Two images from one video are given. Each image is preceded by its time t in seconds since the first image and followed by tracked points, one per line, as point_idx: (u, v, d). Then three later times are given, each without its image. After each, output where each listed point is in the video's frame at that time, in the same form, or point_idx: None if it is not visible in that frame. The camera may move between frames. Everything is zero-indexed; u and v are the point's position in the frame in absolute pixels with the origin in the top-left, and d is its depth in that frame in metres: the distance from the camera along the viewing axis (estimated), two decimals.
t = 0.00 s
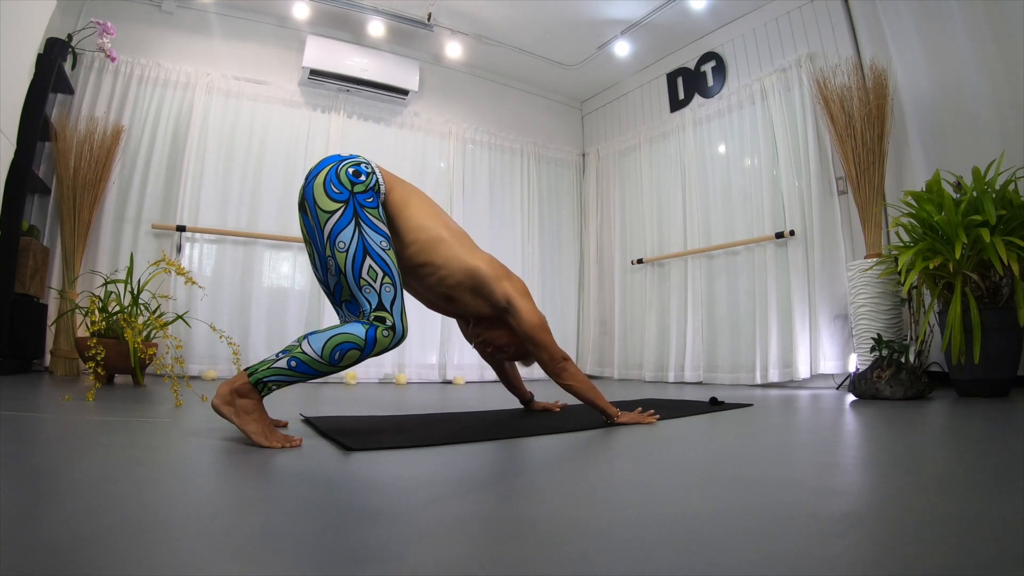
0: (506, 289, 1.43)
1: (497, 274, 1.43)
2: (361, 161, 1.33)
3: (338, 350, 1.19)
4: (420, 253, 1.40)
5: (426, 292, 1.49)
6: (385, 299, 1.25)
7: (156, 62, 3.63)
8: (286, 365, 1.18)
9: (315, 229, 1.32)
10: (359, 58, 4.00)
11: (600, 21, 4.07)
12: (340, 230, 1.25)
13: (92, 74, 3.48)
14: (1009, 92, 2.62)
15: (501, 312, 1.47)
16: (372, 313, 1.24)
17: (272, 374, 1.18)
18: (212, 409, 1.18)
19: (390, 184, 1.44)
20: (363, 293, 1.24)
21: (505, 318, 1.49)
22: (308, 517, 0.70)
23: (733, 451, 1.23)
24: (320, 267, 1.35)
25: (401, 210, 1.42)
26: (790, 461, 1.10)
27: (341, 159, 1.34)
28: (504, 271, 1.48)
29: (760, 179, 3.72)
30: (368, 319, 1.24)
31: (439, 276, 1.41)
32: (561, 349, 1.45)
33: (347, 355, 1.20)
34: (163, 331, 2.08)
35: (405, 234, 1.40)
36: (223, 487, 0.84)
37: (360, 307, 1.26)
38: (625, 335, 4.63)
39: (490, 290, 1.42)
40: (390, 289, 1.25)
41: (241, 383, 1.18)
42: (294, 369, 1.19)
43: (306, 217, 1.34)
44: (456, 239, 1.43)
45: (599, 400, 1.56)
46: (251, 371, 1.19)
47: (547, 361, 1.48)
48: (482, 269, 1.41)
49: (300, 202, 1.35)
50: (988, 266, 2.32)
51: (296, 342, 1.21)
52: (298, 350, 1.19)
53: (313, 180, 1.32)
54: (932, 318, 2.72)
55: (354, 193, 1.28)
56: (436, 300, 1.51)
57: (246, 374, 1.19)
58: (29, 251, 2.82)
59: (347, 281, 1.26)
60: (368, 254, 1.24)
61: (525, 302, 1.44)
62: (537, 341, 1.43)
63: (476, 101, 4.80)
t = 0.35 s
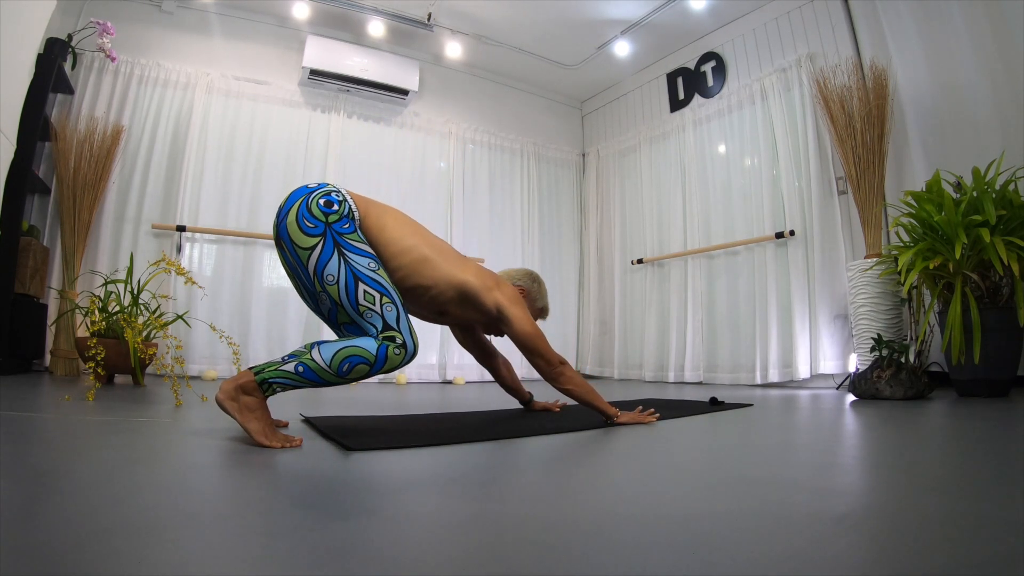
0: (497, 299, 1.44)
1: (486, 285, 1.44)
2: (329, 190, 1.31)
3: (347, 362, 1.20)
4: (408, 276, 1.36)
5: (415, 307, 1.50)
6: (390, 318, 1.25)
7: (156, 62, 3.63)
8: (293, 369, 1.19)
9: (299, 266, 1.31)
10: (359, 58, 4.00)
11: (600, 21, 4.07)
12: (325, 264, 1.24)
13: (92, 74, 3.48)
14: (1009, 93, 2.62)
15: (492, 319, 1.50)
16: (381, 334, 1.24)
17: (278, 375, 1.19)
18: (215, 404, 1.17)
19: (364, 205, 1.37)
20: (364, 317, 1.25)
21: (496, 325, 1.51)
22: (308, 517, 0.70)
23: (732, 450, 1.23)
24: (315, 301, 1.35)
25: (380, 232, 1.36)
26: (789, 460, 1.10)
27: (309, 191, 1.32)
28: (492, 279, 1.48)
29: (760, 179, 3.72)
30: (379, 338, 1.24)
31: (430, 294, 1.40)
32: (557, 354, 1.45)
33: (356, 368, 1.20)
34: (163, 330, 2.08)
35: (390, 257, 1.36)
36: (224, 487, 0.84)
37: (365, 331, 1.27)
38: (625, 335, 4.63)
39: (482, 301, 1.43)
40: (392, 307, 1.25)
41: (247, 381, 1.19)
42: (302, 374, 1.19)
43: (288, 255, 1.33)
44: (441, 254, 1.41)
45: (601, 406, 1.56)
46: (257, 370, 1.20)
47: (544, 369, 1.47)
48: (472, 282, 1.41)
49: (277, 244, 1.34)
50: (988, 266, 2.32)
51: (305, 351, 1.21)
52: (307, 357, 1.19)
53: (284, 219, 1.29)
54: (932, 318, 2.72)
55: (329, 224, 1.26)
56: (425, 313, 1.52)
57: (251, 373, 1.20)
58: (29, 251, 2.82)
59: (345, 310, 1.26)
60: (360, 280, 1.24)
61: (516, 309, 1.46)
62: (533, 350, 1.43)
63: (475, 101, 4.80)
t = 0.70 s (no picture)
0: (497, 299, 1.44)
1: (485, 286, 1.43)
2: (315, 212, 1.31)
3: (352, 371, 1.19)
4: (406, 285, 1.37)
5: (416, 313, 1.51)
6: (392, 331, 1.25)
7: (156, 62, 3.63)
8: (298, 373, 1.19)
9: (294, 291, 1.31)
10: (359, 58, 4.00)
11: (600, 21, 4.07)
12: (320, 286, 1.24)
13: (92, 74, 3.48)
14: (1009, 93, 2.62)
15: (494, 320, 1.50)
16: (385, 347, 1.24)
17: (281, 377, 1.19)
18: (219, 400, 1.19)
19: (352, 223, 1.38)
20: (367, 333, 1.24)
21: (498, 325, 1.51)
22: (308, 518, 0.70)
23: (732, 450, 1.23)
24: (316, 325, 1.35)
25: (372, 245, 1.36)
26: (789, 461, 1.10)
27: (295, 215, 1.32)
28: (490, 280, 1.48)
29: (760, 179, 3.72)
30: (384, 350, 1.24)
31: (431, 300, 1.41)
32: (558, 354, 1.44)
33: (361, 378, 1.20)
34: (163, 330, 2.08)
35: (386, 270, 1.37)
36: (224, 488, 0.84)
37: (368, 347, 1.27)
38: (625, 335, 4.63)
39: (482, 303, 1.42)
40: (393, 321, 1.25)
41: (251, 379, 1.19)
42: (306, 380, 1.19)
43: (282, 281, 1.33)
44: (435, 261, 1.41)
45: (601, 406, 1.55)
46: (262, 370, 1.21)
47: (545, 369, 1.46)
48: (470, 283, 1.41)
49: (270, 272, 1.34)
50: (988, 266, 2.32)
51: (308, 357, 1.22)
52: (312, 363, 1.20)
53: (274, 245, 1.30)
54: (932, 317, 2.72)
55: (319, 247, 1.26)
56: (427, 318, 1.53)
57: (256, 372, 1.21)
58: (29, 251, 2.82)
59: (347, 329, 1.26)
60: (356, 297, 1.24)
61: (516, 308, 1.46)
62: (535, 350, 1.42)
63: (475, 101, 4.80)
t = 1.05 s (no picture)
0: (492, 309, 1.42)
1: (479, 295, 1.42)
2: (306, 222, 1.32)
3: (354, 372, 1.19)
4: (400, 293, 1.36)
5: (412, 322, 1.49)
6: (392, 335, 1.24)
7: (156, 62, 3.63)
8: (299, 374, 1.19)
9: (293, 303, 1.32)
10: (359, 58, 4.00)
11: (600, 21, 4.06)
12: (316, 295, 1.24)
13: (92, 75, 3.48)
14: (1009, 92, 2.62)
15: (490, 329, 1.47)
16: (388, 351, 1.24)
17: (282, 377, 1.19)
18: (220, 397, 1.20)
19: (347, 232, 1.38)
20: (368, 338, 1.24)
21: (495, 335, 1.48)
22: (307, 517, 0.70)
23: (732, 450, 1.23)
24: (318, 336, 1.36)
25: (367, 252, 1.37)
26: (789, 461, 1.10)
27: (287, 227, 1.33)
28: (486, 289, 1.46)
29: (760, 179, 3.72)
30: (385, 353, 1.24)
31: (425, 308, 1.40)
32: (554, 360, 1.42)
33: (362, 380, 1.20)
34: (163, 330, 2.08)
35: (379, 277, 1.37)
36: (224, 488, 0.84)
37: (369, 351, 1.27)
38: (625, 335, 4.63)
39: (477, 312, 1.40)
40: (392, 325, 1.25)
41: (253, 379, 1.20)
42: (307, 381, 1.19)
43: (280, 294, 1.34)
44: (430, 269, 1.41)
45: (603, 408, 1.56)
46: (264, 369, 1.21)
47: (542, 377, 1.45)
48: (464, 292, 1.39)
49: (268, 286, 1.35)
50: (988, 267, 2.32)
51: (310, 357, 1.23)
52: (313, 364, 1.19)
53: (268, 259, 1.31)
54: (932, 318, 2.71)
55: (312, 257, 1.26)
56: (423, 326, 1.52)
57: (258, 371, 1.21)
58: (29, 251, 2.82)
59: (347, 335, 1.26)
60: (353, 304, 1.24)
61: (511, 317, 1.43)
62: (532, 357, 1.40)
63: (475, 101, 4.80)
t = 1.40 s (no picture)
0: (481, 326, 1.38)
1: (467, 313, 1.39)
2: (284, 250, 1.30)
3: (353, 376, 1.20)
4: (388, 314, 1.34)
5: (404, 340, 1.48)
6: (386, 343, 1.25)
7: (156, 62, 3.63)
8: (299, 377, 1.20)
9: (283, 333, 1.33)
10: (359, 58, 4.00)
11: (600, 21, 4.07)
12: (305, 320, 1.25)
13: (92, 75, 3.48)
14: (1009, 92, 2.62)
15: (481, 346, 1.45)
16: (387, 357, 1.24)
17: (282, 378, 1.19)
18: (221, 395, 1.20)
19: (327, 256, 1.36)
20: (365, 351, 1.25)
21: (487, 352, 1.46)
22: (307, 518, 0.70)
23: (732, 450, 1.23)
24: (315, 359, 1.38)
25: (350, 276, 1.35)
26: (789, 461, 1.10)
27: (264, 257, 1.31)
28: (474, 306, 1.43)
29: (760, 179, 3.72)
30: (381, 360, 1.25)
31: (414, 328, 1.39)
32: (549, 374, 1.40)
33: (362, 384, 1.21)
34: (163, 331, 2.08)
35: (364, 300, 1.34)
36: (225, 487, 0.84)
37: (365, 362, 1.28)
38: (625, 335, 4.63)
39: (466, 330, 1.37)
40: (387, 334, 1.25)
41: (255, 377, 1.21)
42: (306, 383, 1.20)
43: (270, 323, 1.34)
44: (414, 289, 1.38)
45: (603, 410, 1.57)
46: (266, 371, 1.22)
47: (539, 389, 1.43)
48: (451, 311, 1.37)
49: (256, 317, 1.35)
50: (988, 266, 2.32)
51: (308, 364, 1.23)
52: (312, 369, 1.20)
53: (252, 293, 1.30)
54: (932, 317, 2.72)
55: (295, 283, 1.26)
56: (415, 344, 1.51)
57: (261, 371, 1.22)
58: (29, 251, 2.82)
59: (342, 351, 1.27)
60: (342, 322, 1.24)
61: (502, 333, 1.40)
62: (526, 373, 1.38)
63: (475, 101, 4.79)
